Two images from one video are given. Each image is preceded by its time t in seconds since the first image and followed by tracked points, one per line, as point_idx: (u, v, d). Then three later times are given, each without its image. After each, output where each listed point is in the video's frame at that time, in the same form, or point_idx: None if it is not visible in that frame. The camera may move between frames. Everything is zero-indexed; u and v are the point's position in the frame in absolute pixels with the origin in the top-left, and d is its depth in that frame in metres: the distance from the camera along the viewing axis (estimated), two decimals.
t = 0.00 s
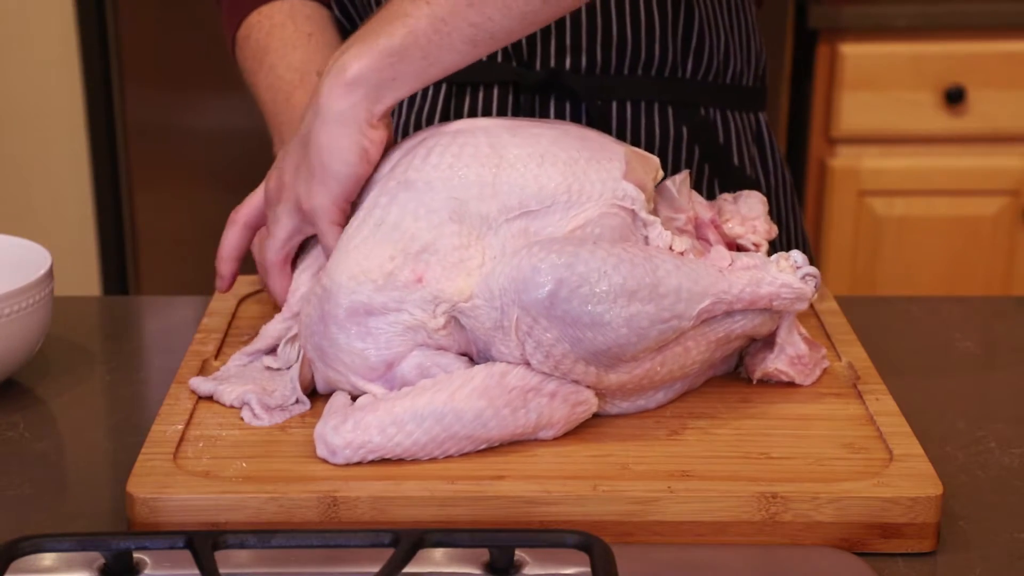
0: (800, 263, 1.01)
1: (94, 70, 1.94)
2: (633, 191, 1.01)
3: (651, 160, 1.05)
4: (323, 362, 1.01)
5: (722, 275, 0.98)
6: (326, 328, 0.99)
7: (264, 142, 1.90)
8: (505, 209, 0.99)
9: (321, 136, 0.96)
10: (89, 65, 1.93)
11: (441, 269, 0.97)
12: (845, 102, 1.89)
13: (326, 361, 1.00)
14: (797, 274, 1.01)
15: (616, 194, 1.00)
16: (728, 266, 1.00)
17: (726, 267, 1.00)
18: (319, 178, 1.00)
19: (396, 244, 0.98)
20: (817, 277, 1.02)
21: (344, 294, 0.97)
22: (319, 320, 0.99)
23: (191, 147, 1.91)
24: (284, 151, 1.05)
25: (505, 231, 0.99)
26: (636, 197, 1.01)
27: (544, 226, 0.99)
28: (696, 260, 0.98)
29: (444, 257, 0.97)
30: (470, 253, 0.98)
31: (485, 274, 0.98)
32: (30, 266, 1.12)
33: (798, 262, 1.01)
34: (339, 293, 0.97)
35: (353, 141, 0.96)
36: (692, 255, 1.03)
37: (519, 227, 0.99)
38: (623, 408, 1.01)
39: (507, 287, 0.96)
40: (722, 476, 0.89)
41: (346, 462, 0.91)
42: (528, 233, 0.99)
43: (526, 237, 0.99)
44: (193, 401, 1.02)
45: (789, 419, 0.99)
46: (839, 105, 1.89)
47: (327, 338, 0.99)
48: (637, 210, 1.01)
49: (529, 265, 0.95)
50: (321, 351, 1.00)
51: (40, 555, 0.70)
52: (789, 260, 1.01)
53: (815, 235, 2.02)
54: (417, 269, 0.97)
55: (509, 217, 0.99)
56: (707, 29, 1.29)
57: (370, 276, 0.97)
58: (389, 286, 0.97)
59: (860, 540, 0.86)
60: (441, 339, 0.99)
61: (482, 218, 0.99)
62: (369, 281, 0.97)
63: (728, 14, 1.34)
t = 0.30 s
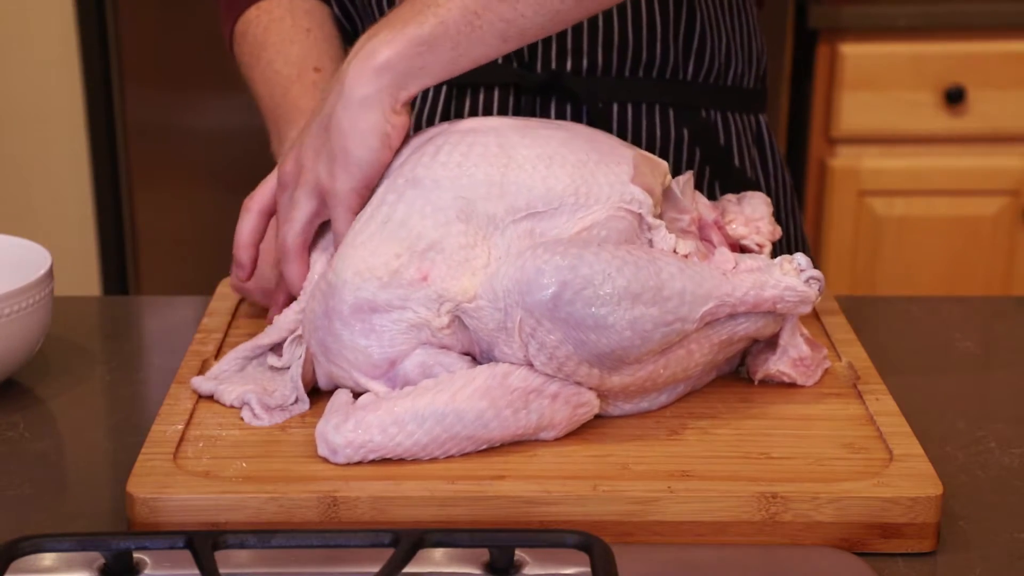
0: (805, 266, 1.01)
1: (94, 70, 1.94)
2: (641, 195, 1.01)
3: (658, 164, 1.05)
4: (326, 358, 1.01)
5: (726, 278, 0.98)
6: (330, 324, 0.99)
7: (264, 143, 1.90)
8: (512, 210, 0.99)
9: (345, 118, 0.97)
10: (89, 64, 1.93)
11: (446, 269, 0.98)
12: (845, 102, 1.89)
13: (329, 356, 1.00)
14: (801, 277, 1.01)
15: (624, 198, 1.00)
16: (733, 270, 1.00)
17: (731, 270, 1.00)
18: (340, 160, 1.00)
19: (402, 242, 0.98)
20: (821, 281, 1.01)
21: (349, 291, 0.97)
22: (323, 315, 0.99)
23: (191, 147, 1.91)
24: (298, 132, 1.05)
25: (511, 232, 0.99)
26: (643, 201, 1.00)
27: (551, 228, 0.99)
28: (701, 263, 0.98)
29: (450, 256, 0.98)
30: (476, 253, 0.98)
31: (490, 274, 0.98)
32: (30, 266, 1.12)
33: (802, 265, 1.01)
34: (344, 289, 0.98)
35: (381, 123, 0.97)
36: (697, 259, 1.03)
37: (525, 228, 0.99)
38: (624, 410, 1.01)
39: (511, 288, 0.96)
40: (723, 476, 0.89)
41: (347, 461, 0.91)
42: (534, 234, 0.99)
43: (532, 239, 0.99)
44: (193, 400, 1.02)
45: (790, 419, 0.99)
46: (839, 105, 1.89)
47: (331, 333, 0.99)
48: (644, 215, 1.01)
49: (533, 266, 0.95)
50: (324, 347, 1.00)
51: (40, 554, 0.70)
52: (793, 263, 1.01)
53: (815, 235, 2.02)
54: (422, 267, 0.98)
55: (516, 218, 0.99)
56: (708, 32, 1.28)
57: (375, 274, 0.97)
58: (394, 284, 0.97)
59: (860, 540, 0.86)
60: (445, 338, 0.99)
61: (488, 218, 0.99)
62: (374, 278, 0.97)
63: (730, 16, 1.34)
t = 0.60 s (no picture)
0: (796, 257, 1.01)
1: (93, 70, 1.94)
2: (630, 181, 1.01)
3: (646, 160, 1.07)
4: (323, 356, 1.00)
5: (716, 268, 0.99)
6: (326, 318, 0.99)
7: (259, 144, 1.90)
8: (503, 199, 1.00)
9: (494, 146, 0.87)
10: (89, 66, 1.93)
11: (438, 260, 0.99)
12: (845, 102, 1.88)
13: (326, 353, 1.00)
14: (793, 268, 1.01)
15: (615, 184, 1.00)
16: (724, 260, 1.00)
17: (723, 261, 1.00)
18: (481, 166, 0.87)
19: (395, 235, 0.99)
20: (812, 272, 1.01)
21: (345, 284, 0.98)
22: (320, 311, 1.00)
23: (191, 146, 1.91)
24: (395, 103, 0.89)
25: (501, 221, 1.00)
26: (633, 188, 1.01)
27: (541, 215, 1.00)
28: (690, 252, 1.00)
29: (441, 247, 0.99)
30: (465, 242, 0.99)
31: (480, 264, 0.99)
32: (30, 265, 1.12)
33: (794, 257, 1.02)
34: (339, 283, 0.98)
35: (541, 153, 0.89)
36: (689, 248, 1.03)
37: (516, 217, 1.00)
38: (619, 403, 1.01)
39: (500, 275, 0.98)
40: (722, 476, 0.90)
41: (342, 458, 0.91)
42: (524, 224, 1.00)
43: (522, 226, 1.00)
44: (194, 400, 1.02)
45: (789, 419, 0.99)
46: (839, 105, 1.89)
47: (327, 327, 0.99)
48: (633, 201, 1.01)
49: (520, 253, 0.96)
50: (320, 343, 1.00)
51: (40, 554, 0.70)
52: (785, 254, 1.02)
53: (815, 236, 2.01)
54: (415, 259, 0.98)
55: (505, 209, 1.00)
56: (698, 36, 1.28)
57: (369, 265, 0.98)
58: (388, 275, 0.98)
59: (861, 540, 0.86)
60: (439, 329, 1.00)
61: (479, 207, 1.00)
62: (369, 270, 0.98)
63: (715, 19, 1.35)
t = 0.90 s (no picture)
0: (795, 257, 1.01)
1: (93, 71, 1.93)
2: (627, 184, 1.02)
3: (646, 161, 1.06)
4: (323, 355, 1.00)
5: (714, 269, 0.99)
6: (326, 318, 0.99)
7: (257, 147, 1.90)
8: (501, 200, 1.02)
9: (626, 196, 0.89)
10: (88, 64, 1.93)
11: (437, 260, 0.99)
12: (845, 102, 1.88)
13: (325, 352, 1.00)
14: (792, 268, 1.01)
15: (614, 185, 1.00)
16: (723, 260, 1.00)
17: (721, 261, 1.00)
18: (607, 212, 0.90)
19: (394, 236, 0.99)
20: (812, 272, 1.01)
21: (345, 283, 0.97)
22: (320, 310, 0.99)
23: (190, 146, 1.91)
24: (528, 134, 0.90)
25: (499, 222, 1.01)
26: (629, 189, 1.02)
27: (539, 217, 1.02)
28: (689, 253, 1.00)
29: (439, 248, 0.99)
30: (463, 242, 1.00)
31: (477, 264, 0.99)
32: (30, 265, 1.12)
33: (793, 257, 1.01)
34: (340, 282, 0.97)
35: (655, 202, 0.93)
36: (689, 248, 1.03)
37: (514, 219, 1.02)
38: (617, 403, 1.01)
39: (499, 275, 0.98)
40: (722, 476, 0.90)
41: (343, 458, 0.91)
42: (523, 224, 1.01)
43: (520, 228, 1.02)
44: (194, 400, 1.02)
45: (789, 419, 0.99)
46: (839, 105, 1.89)
47: (327, 327, 0.99)
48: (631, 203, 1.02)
49: (518, 255, 0.98)
50: (320, 343, 1.00)
51: (40, 554, 0.70)
52: (784, 255, 1.01)
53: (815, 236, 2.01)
54: (414, 258, 0.99)
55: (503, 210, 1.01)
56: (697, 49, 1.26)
57: (369, 265, 0.98)
58: (388, 274, 0.98)
59: (861, 540, 0.86)
60: (438, 329, 0.99)
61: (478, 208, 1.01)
62: (369, 269, 0.98)
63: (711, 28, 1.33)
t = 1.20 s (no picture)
0: (799, 262, 1.02)
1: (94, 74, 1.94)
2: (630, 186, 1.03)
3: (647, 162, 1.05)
4: (324, 357, 1.00)
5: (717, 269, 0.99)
6: (327, 320, 0.99)
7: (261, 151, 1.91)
8: (505, 201, 1.01)
9: (741, 229, 0.90)
10: (88, 65, 1.93)
11: (440, 260, 0.98)
12: (845, 103, 1.88)
13: (326, 354, 1.00)
14: (796, 273, 1.01)
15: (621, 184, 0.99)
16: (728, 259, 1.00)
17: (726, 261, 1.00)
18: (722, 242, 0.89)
19: (396, 237, 0.99)
20: (815, 276, 1.02)
21: (346, 285, 0.97)
22: (321, 312, 0.99)
23: (190, 147, 1.91)
24: (650, 158, 0.88)
25: (504, 222, 1.01)
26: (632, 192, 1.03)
27: (544, 215, 1.01)
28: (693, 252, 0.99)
29: (442, 249, 0.99)
30: (467, 243, 0.99)
31: (482, 265, 0.99)
32: (30, 265, 1.12)
33: (796, 261, 1.02)
34: (341, 285, 0.97)
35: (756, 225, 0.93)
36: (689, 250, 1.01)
37: (518, 218, 1.01)
38: (619, 403, 1.01)
39: (505, 275, 0.97)
40: (722, 476, 0.90)
41: (343, 459, 0.91)
42: (528, 223, 1.01)
43: (525, 228, 1.01)
44: (194, 400, 1.02)
45: (788, 419, 0.99)
46: (839, 105, 1.89)
47: (328, 329, 0.99)
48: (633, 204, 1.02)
49: (526, 253, 0.96)
50: (321, 345, 1.00)
51: (40, 554, 0.70)
52: (787, 259, 1.02)
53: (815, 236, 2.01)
54: (416, 259, 0.98)
55: (507, 209, 1.01)
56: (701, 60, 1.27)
57: (371, 267, 0.98)
58: (390, 276, 0.98)
59: (861, 540, 0.86)
60: (440, 331, 0.99)
61: (481, 209, 1.01)
62: (369, 272, 0.98)
63: (720, 39, 1.34)
